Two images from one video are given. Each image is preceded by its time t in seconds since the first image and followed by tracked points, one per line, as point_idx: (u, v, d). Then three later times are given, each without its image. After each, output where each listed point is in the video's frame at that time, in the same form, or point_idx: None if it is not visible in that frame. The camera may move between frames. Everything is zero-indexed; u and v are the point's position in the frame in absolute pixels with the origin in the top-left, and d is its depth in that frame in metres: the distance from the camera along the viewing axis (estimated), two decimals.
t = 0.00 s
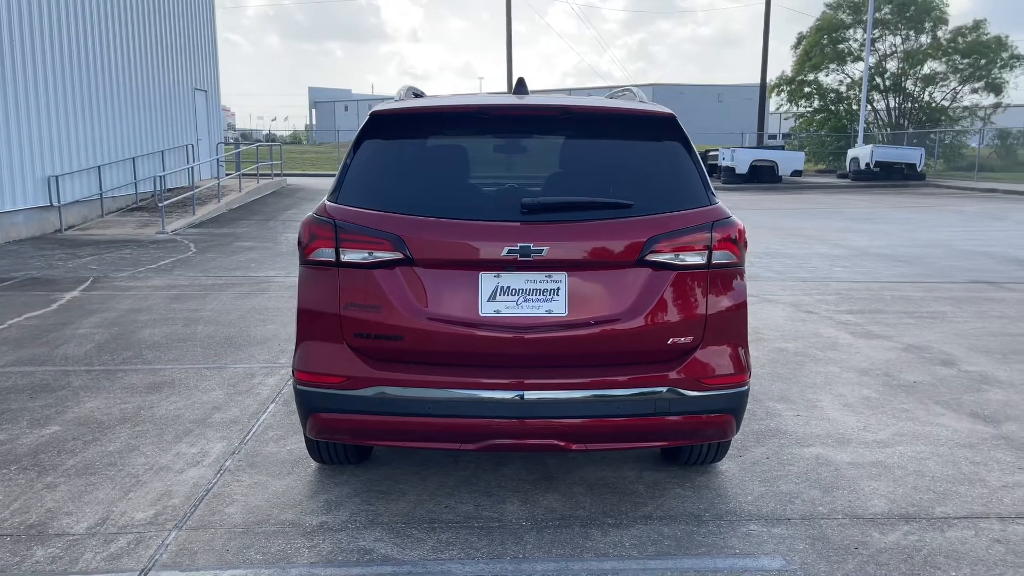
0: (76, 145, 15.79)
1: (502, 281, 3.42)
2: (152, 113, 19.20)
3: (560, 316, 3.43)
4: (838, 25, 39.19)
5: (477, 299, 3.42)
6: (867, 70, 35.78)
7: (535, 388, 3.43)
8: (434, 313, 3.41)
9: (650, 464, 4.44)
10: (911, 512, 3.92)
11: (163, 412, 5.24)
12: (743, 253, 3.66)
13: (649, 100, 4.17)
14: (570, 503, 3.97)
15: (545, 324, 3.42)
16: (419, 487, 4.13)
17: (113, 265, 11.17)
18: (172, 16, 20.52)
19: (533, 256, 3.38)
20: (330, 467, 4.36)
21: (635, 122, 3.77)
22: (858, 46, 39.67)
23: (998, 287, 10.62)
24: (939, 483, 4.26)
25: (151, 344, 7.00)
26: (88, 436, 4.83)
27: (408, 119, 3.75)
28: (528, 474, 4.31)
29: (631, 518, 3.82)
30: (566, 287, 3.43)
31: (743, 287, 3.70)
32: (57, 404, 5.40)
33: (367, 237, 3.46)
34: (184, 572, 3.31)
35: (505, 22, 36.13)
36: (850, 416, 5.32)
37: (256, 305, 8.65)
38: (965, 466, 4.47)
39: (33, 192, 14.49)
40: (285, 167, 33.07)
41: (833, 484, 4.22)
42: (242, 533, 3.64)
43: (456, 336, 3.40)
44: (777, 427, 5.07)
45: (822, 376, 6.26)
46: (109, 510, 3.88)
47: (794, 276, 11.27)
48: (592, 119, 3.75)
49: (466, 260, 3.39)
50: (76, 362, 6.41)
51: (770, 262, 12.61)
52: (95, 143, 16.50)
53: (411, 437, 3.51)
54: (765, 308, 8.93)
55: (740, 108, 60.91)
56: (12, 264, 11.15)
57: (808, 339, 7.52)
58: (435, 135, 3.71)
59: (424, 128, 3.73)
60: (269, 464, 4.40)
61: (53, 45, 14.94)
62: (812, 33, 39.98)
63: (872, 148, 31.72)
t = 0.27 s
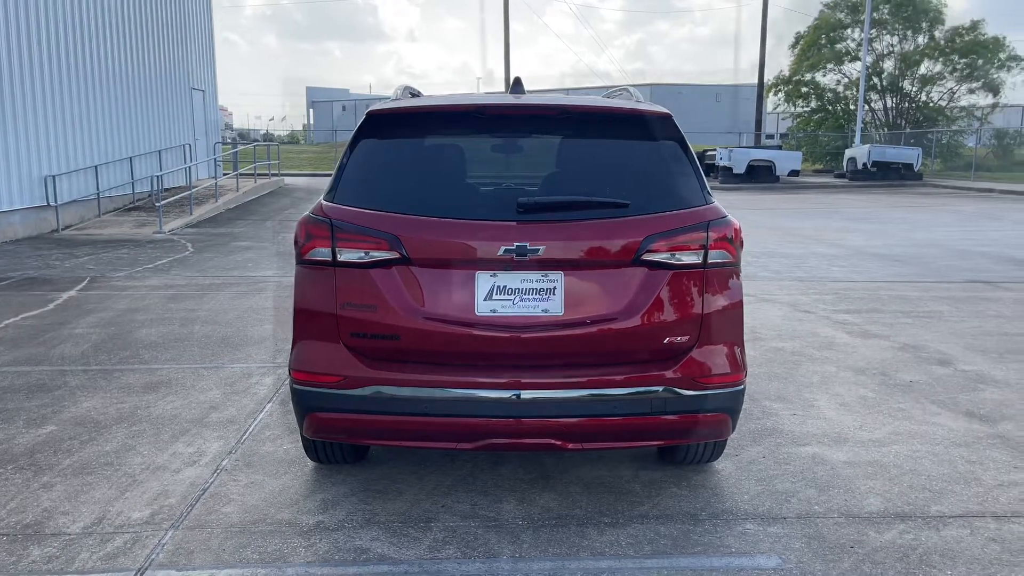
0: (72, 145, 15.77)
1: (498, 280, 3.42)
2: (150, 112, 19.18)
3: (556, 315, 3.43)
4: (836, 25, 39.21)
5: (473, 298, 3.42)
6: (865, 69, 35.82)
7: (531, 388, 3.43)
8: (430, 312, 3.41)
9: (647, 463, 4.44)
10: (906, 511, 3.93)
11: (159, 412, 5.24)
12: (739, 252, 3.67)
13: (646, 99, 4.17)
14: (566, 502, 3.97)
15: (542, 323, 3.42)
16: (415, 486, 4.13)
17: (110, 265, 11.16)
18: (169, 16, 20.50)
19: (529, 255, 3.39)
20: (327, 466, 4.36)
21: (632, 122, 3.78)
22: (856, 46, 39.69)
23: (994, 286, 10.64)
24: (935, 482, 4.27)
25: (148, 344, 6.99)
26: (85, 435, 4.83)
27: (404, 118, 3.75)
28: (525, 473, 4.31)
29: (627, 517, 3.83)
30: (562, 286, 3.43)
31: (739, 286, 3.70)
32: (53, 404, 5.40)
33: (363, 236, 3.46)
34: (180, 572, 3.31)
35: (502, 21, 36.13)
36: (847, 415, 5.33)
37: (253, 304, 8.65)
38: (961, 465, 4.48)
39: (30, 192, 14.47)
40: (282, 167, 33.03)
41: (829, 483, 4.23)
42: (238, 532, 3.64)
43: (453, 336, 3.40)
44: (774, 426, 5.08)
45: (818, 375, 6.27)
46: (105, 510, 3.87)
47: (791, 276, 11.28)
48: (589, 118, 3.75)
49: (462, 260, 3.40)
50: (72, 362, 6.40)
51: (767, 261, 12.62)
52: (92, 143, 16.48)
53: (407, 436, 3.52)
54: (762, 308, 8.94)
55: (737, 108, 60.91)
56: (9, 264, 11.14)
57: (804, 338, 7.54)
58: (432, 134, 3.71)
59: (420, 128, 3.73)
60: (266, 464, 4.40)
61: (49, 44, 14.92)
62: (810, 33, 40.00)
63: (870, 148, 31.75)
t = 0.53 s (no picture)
0: (70, 144, 15.75)
1: (495, 279, 3.42)
2: (147, 111, 19.16)
3: (552, 314, 3.42)
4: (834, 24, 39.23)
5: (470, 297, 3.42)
6: (863, 69, 35.84)
7: (528, 387, 3.43)
8: (427, 312, 3.41)
9: (644, 462, 4.45)
10: (902, 509, 3.93)
11: (156, 411, 5.23)
12: (734, 252, 3.67)
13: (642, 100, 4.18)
14: (563, 501, 3.97)
15: (538, 322, 3.42)
16: (412, 486, 4.13)
17: (107, 265, 11.15)
18: (167, 15, 20.48)
19: (526, 253, 3.39)
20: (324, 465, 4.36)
21: (628, 121, 3.78)
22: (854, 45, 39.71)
23: (991, 286, 10.66)
24: (931, 480, 4.28)
25: (144, 343, 6.98)
26: (82, 435, 4.83)
27: (402, 117, 3.75)
28: (522, 472, 4.32)
29: (624, 516, 3.83)
30: (559, 285, 3.43)
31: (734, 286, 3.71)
32: (50, 404, 5.39)
33: (360, 235, 3.46)
34: (177, 571, 3.31)
35: (501, 21, 36.11)
36: (843, 414, 5.33)
37: (250, 304, 8.64)
38: (956, 464, 4.49)
39: (27, 191, 14.45)
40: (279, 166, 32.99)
41: (825, 482, 4.23)
42: (235, 532, 3.64)
43: (449, 335, 3.40)
44: (770, 425, 5.09)
45: (815, 374, 6.28)
46: (102, 510, 3.87)
47: (788, 275, 11.29)
48: (585, 118, 3.76)
49: (459, 258, 3.39)
50: (69, 362, 6.39)
51: (765, 261, 12.63)
52: (89, 142, 16.46)
53: (404, 436, 3.52)
54: (760, 307, 8.95)
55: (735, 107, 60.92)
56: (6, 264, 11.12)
57: (801, 337, 7.55)
58: (428, 133, 3.71)
59: (417, 127, 3.73)
60: (262, 463, 4.40)
61: (47, 43, 14.90)
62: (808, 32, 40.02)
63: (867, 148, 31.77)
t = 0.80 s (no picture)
0: (37, 147, 15.53)
1: (459, 280, 3.40)
2: (117, 113, 18.95)
3: (518, 314, 3.40)
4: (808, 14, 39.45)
5: (435, 299, 3.39)
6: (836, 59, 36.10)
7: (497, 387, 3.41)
8: (391, 314, 3.38)
9: (616, 457, 4.45)
10: (870, 500, 3.96)
11: (126, 418, 5.17)
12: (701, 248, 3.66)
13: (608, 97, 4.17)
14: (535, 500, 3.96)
15: (504, 323, 3.40)
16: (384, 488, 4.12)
17: (78, 269, 11.01)
18: (135, 14, 20.24)
19: (490, 254, 3.37)
20: (295, 469, 4.33)
21: (592, 119, 3.77)
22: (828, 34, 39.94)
23: (964, 273, 10.77)
24: (899, 470, 4.31)
25: (115, 348, 6.90)
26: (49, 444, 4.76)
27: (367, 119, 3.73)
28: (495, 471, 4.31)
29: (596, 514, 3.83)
30: (523, 285, 3.41)
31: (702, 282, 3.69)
32: (17, 412, 5.32)
33: (323, 239, 3.43)
34: None
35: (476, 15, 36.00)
36: (815, 406, 5.36)
37: (223, 307, 8.57)
38: (925, 453, 4.53)
39: None
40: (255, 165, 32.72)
41: (795, 474, 4.25)
42: (204, 540, 3.61)
43: (415, 338, 3.38)
44: (743, 418, 5.10)
45: (788, 366, 6.32)
46: (68, 520, 3.82)
47: (764, 267, 11.35)
48: (548, 116, 3.74)
49: (423, 260, 3.37)
50: (37, 370, 6.30)
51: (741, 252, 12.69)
52: (57, 144, 16.22)
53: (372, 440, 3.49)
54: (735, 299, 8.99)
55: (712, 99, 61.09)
56: None
57: (775, 329, 7.59)
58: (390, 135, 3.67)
59: (379, 128, 3.69)
60: (233, 469, 4.37)
61: (10, 44, 14.69)
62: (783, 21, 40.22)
63: (842, 137, 32.00)
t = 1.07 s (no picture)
0: (36, 149, 15.45)
1: (448, 289, 3.29)
2: (117, 115, 18.88)
3: (509, 324, 3.29)
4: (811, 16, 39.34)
5: (423, 308, 3.28)
6: (840, 60, 35.99)
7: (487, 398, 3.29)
8: (377, 324, 3.27)
9: (612, 470, 4.33)
10: (875, 514, 3.84)
11: (112, 428, 5.06)
12: (698, 255, 3.54)
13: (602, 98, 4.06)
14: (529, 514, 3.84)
15: (494, 333, 3.29)
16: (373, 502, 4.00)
17: (74, 273, 10.92)
18: (136, 16, 20.19)
19: (480, 262, 3.26)
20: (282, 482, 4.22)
21: (586, 122, 3.66)
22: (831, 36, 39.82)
23: (968, 276, 10.64)
24: (905, 482, 4.19)
25: (106, 355, 6.80)
26: (32, 455, 4.66)
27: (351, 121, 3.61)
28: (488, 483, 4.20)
29: (591, 529, 3.71)
30: (515, 294, 3.30)
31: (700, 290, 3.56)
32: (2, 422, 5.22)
33: (307, 246, 3.32)
34: None
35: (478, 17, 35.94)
36: (817, 414, 5.24)
37: (218, 311, 8.47)
38: (931, 464, 4.40)
39: None
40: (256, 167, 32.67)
41: (797, 487, 4.13)
42: (185, 557, 3.49)
43: (402, 348, 3.26)
44: (743, 428, 4.98)
45: (789, 372, 6.19)
46: (47, 536, 3.71)
47: (766, 270, 11.23)
48: (541, 118, 3.63)
49: (410, 268, 3.26)
50: (26, 377, 6.20)
51: (742, 255, 12.57)
52: (56, 147, 16.13)
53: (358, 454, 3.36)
54: (735, 303, 8.87)
55: (715, 101, 60.95)
56: None
57: (777, 334, 7.47)
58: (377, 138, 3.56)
59: (366, 131, 3.58)
60: (218, 481, 4.25)
61: (10, 45, 14.62)
62: (786, 23, 40.09)
63: (845, 138, 31.87)
